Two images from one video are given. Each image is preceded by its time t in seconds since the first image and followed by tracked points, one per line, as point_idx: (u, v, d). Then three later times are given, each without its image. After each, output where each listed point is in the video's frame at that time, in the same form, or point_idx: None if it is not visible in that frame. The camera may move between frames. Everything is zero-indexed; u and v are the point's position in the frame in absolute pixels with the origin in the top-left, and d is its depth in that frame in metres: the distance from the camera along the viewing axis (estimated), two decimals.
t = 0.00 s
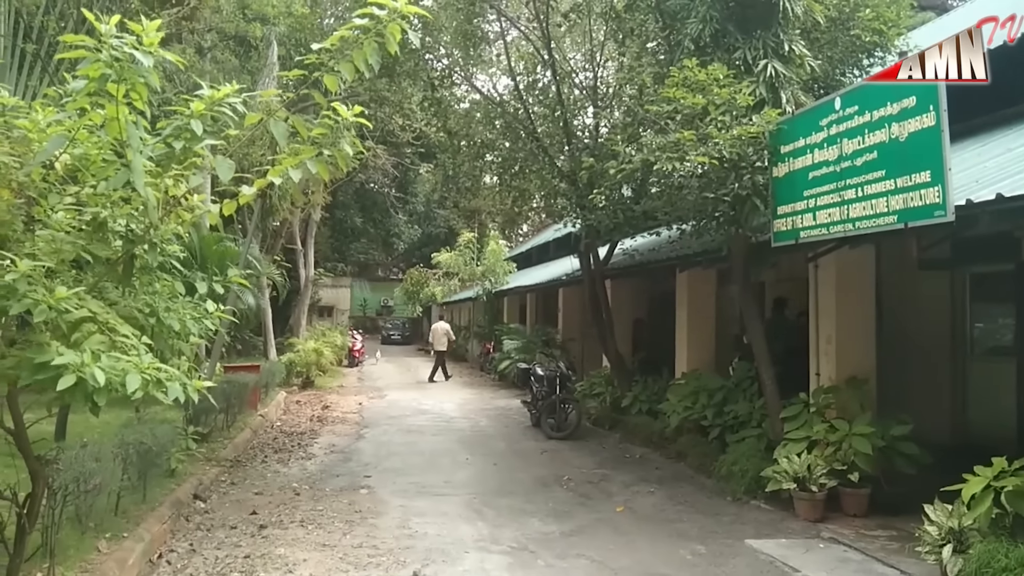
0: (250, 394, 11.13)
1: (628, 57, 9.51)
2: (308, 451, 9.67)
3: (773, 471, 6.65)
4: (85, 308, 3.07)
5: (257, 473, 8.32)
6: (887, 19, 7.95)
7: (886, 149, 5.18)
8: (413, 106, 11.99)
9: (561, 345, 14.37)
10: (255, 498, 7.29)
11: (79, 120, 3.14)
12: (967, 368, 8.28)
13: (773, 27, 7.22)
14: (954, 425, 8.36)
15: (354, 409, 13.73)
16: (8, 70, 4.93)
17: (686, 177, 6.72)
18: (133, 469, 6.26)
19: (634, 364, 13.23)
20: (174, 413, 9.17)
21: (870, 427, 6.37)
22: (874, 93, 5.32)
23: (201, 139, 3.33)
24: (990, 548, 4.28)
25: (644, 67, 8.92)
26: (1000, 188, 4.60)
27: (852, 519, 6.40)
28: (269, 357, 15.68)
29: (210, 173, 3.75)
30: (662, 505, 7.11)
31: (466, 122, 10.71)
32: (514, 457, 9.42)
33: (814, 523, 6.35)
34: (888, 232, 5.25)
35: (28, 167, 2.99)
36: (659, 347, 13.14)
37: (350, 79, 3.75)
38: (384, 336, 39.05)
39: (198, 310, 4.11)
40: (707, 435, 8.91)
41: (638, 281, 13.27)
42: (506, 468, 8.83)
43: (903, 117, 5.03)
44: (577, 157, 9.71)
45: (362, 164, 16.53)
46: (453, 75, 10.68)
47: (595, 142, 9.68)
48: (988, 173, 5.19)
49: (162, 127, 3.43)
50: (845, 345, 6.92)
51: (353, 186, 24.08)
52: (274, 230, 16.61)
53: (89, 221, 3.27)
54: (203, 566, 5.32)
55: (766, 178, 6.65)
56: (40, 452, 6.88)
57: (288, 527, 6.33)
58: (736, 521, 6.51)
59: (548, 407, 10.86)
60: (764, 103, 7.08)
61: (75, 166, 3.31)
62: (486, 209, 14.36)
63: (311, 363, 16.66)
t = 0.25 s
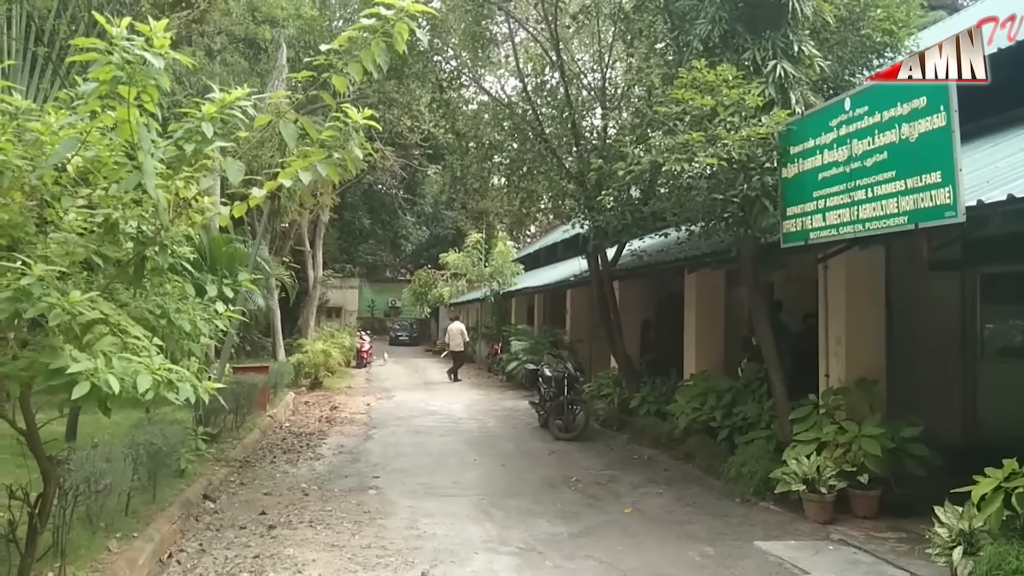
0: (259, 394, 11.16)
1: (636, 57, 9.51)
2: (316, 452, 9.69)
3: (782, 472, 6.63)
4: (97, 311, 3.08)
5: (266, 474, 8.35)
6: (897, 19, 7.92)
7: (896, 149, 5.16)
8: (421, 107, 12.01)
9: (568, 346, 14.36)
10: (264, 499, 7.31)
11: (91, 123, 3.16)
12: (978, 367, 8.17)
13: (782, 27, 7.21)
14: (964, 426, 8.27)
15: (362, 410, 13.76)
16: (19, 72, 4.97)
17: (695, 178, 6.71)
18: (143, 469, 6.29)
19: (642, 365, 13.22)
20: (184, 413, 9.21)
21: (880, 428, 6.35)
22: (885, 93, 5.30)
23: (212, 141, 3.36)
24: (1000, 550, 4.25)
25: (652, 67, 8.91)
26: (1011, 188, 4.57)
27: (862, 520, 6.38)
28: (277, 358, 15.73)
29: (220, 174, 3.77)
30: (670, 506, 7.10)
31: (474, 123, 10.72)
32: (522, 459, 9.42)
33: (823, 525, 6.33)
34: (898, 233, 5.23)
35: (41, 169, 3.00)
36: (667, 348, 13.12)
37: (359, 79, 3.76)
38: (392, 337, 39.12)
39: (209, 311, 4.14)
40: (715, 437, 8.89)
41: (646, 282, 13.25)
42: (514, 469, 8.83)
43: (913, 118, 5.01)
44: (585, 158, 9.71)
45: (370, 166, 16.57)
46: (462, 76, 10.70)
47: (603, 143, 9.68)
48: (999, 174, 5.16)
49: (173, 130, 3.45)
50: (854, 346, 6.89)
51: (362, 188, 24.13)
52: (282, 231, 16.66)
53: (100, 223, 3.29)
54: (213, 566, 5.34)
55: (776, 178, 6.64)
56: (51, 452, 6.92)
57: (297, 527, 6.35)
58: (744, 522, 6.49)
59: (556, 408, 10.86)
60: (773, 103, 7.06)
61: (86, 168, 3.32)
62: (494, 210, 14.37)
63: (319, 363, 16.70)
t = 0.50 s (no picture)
0: (263, 391, 11.17)
1: (641, 55, 9.51)
2: (320, 449, 9.70)
3: (786, 471, 6.62)
4: (104, 306, 3.09)
5: (270, 471, 8.36)
6: (903, 16, 7.89)
7: (902, 147, 5.14)
8: (425, 104, 12.01)
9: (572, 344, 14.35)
10: (268, 496, 7.33)
11: (97, 120, 3.12)
12: (982, 366, 8.14)
13: (788, 25, 7.19)
14: (968, 425, 8.27)
15: (365, 407, 13.78)
16: (25, 70, 4.98)
17: (700, 176, 6.70)
18: (147, 466, 6.30)
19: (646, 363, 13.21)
20: (188, 410, 9.23)
21: (884, 427, 6.34)
22: (890, 91, 5.28)
23: (217, 139, 3.36)
24: (1004, 548, 4.24)
25: (657, 65, 8.90)
26: (1017, 186, 4.56)
27: (866, 519, 6.37)
28: (281, 355, 15.75)
29: (225, 172, 3.78)
30: (673, 504, 7.10)
31: (478, 120, 10.70)
32: (525, 456, 9.42)
33: (827, 523, 6.32)
34: (903, 231, 5.22)
35: (48, 167, 3.00)
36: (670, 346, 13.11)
37: (363, 76, 3.76)
38: (396, 335, 39.14)
39: (214, 308, 4.16)
40: (719, 435, 8.88)
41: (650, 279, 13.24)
42: (517, 467, 8.83)
43: (919, 115, 5.00)
44: (589, 156, 9.71)
45: (375, 163, 16.59)
46: (466, 74, 10.69)
47: (607, 140, 9.67)
48: (1005, 172, 5.14)
49: (179, 127, 3.45)
50: (859, 345, 6.88)
51: (366, 185, 24.13)
52: (286, 228, 16.68)
53: (106, 220, 3.27)
54: (217, 563, 5.35)
55: (780, 176, 6.62)
56: (55, 448, 6.94)
57: (300, 524, 6.36)
58: (748, 521, 6.48)
59: (559, 405, 10.86)
60: (778, 101, 7.04)
61: (92, 166, 3.33)
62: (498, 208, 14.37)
63: (323, 361, 16.72)
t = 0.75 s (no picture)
0: (262, 392, 11.17)
1: (639, 55, 9.52)
2: (319, 450, 9.70)
3: (785, 471, 6.63)
4: (103, 306, 3.09)
5: (269, 472, 8.36)
6: (901, 16, 7.89)
7: (900, 147, 5.15)
8: (424, 105, 12.01)
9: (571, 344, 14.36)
10: (268, 496, 7.33)
11: (95, 121, 3.14)
12: (981, 366, 8.17)
13: (786, 25, 7.20)
14: (967, 425, 8.29)
15: (365, 408, 13.78)
16: (23, 71, 4.98)
17: (698, 177, 6.70)
18: (146, 467, 6.30)
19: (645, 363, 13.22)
20: (187, 411, 9.22)
21: (883, 427, 6.34)
22: (888, 91, 5.29)
23: (217, 139, 3.37)
24: (1003, 548, 4.25)
25: (655, 65, 8.90)
26: (1015, 186, 4.57)
27: (865, 518, 6.38)
28: (281, 356, 15.74)
29: (224, 174, 3.78)
30: (673, 504, 7.10)
31: (477, 121, 10.70)
32: (525, 457, 9.42)
33: (826, 523, 6.33)
34: (901, 231, 5.22)
35: (46, 168, 3.00)
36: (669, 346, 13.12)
37: (362, 77, 3.76)
38: (395, 335, 39.13)
39: (214, 309, 4.17)
40: (718, 435, 8.88)
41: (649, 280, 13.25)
42: (516, 467, 8.83)
43: (917, 116, 5.01)
44: (588, 156, 9.72)
45: (373, 164, 16.59)
46: (465, 74, 10.70)
47: (606, 141, 9.68)
48: (1003, 172, 5.15)
49: (177, 128, 3.45)
50: (858, 345, 6.88)
51: (364, 186, 24.14)
52: (285, 229, 16.67)
53: (105, 221, 3.28)
54: (217, 564, 5.35)
55: (779, 176, 6.63)
56: (55, 450, 6.94)
57: (300, 525, 6.36)
58: (747, 521, 6.49)
59: (559, 406, 10.87)
60: (777, 101, 7.05)
61: (90, 167, 3.32)
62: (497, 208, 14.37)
63: (322, 361, 16.72)
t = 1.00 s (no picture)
0: (258, 390, 11.16)
1: (636, 53, 9.52)
2: (316, 448, 9.69)
3: (782, 468, 6.64)
4: (99, 304, 3.08)
5: (266, 469, 8.35)
6: (898, 14, 7.90)
7: (897, 145, 5.16)
8: (421, 103, 12.00)
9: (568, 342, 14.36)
10: (264, 494, 7.32)
11: (91, 118, 3.15)
12: (977, 364, 8.16)
13: (783, 23, 7.20)
14: (965, 424, 8.28)
15: (361, 405, 13.78)
16: (19, 68, 4.96)
17: (695, 175, 6.71)
18: (142, 465, 6.30)
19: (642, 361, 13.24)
20: (183, 409, 9.21)
21: (879, 424, 6.36)
22: (885, 89, 5.30)
23: (212, 138, 3.36)
24: (999, 545, 4.26)
25: (652, 63, 8.90)
26: (1011, 184, 4.58)
27: (861, 515, 6.39)
28: (277, 354, 15.72)
29: (220, 171, 3.79)
30: (669, 501, 7.11)
31: (474, 119, 10.68)
32: (522, 454, 9.43)
33: (822, 520, 6.34)
34: (898, 228, 5.23)
35: (43, 166, 2.99)
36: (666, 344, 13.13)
37: (360, 76, 3.76)
38: (392, 333, 39.11)
39: (211, 307, 4.16)
40: (715, 432, 8.90)
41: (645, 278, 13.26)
42: (513, 465, 8.84)
43: (913, 114, 5.01)
44: (585, 154, 9.73)
45: (370, 162, 16.58)
46: (462, 72, 10.69)
47: (602, 138, 9.68)
48: (999, 170, 5.16)
49: (173, 126, 3.45)
50: (854, 343, 6.89)
51: (361, 184, 24.12)
52: (282, 227, 16.64)
53: (101, 219, 3.28)
54: (213, 561, 5.35)
55: (775, 174, 6.64)
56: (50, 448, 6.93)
57: (297, 523, 6.36)
58: (743, 518, 6.50)
59: (556, 403, 10.88)
60: (774, 99, 7.06)
61: (87, 165, 3.32)
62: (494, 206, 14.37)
63: (319, 359, 16.70)
